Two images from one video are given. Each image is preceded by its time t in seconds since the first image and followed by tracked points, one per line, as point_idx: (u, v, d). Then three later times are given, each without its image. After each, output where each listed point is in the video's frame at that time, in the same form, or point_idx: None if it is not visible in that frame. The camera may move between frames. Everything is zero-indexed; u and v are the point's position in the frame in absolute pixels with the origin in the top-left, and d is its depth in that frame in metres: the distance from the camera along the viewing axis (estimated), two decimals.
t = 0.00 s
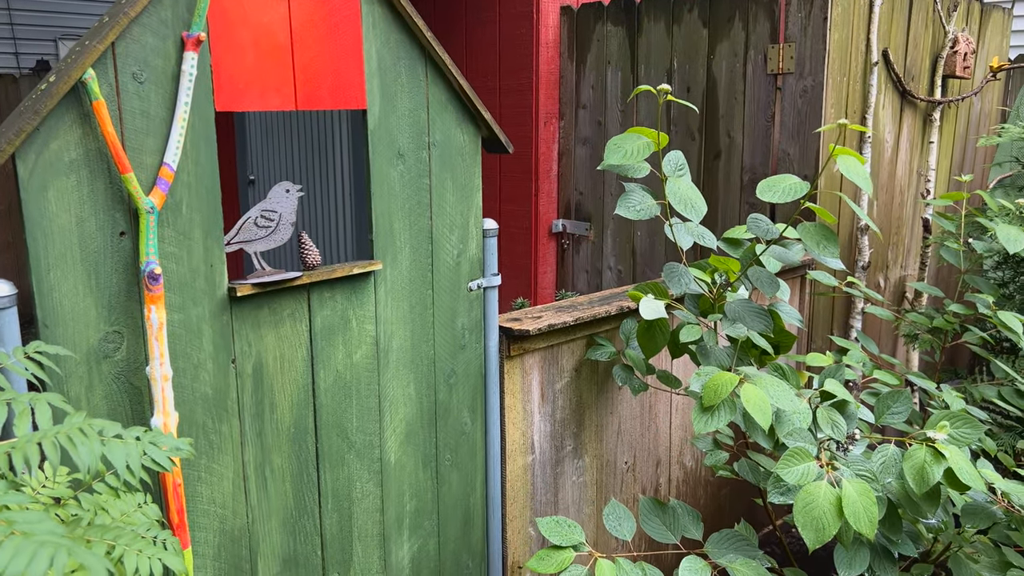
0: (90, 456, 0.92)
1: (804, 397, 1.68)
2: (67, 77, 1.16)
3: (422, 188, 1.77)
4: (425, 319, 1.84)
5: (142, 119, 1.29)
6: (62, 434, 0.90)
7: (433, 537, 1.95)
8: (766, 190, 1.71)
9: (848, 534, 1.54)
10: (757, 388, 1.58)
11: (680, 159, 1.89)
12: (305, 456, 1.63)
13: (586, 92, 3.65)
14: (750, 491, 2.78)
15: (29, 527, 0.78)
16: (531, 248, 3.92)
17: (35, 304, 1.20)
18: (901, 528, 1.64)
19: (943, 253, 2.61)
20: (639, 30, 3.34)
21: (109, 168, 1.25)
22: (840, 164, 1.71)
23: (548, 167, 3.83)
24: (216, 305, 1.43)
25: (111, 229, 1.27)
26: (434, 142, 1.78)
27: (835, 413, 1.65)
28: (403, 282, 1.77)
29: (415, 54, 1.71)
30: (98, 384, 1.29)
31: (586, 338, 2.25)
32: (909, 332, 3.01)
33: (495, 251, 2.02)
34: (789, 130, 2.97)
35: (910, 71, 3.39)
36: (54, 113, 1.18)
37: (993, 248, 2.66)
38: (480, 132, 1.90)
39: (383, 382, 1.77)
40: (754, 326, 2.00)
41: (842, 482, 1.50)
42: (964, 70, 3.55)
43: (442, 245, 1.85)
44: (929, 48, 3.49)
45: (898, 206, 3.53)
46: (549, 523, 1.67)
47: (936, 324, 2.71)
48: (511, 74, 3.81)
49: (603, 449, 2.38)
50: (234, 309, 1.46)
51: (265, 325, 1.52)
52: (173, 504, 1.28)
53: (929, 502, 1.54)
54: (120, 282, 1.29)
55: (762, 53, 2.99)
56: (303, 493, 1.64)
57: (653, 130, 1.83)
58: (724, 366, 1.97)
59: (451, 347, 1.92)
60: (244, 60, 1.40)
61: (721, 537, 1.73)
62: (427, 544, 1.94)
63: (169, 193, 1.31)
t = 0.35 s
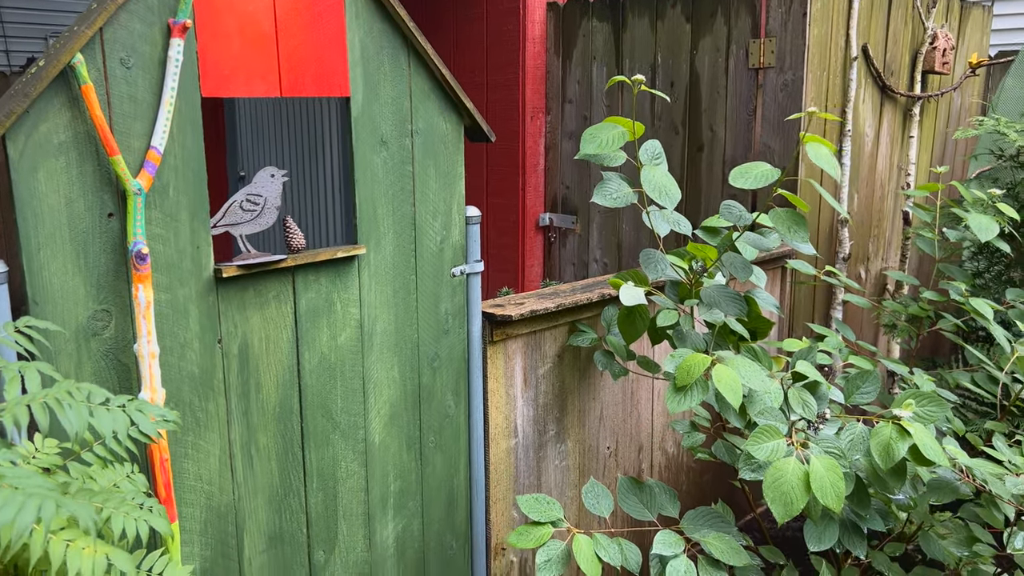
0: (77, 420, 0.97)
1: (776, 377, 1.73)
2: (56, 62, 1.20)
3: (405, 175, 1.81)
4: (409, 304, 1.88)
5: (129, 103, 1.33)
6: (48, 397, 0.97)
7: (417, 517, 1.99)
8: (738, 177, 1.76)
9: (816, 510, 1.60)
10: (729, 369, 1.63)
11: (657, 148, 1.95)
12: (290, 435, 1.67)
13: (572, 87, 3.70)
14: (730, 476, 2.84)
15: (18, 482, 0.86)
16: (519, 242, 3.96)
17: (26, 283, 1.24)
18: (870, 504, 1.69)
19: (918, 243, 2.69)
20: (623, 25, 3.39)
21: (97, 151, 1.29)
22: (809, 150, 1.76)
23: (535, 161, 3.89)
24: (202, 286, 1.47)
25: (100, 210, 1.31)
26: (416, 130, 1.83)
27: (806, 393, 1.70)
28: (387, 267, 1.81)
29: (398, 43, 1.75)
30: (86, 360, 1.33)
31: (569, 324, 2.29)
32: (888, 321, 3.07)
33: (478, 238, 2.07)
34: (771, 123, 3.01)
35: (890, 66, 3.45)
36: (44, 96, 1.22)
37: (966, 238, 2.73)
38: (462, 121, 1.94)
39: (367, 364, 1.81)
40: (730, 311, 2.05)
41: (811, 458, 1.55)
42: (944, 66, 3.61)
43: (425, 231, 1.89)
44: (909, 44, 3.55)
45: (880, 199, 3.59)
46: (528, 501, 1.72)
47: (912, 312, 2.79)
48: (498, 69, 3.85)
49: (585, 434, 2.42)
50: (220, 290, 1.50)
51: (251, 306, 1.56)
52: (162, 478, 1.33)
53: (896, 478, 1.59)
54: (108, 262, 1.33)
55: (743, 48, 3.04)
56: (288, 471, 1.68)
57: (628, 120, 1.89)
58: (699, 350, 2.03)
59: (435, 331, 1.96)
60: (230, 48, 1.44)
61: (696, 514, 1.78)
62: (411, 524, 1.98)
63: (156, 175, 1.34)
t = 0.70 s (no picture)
0: (73, 382, 1.04)
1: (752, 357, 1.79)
2: (53, 45, 1.24)
3: (393, 161, 1.86)
4: (398, 286, 1.93)
5: (124, 87, 1.38)
6: (45, 359, 1.04)
7: (406, 496, 2.04)
8: (715, 163, 1.83)
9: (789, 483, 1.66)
10: (705, 348, 1.68)
11: (638, 136, 2.00)
12: (281, 412, 1.72)
13: (564, 81, 3.77)
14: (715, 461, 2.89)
15: (16, 432, 0.93)
16: (511, 235, 3.99)
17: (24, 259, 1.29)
18: (843, 479, 1.75)
19: (898, 232, 2.77)
20: (613, 20, 3.45)
21: (93, 132, 1.34)
22: (784, 136, 1.83)
23: (527, 155, 3.92)
24: (195, 265, 1.52)
25: (96, 190, 1.36)
26: (405, 117, 1.88)
27: (781, 372, 1.76)
28: (376, 250, 1.86)
29: (387, 32, 1.81)
30: (82, 335, 1.37)
31: (556, 310, 2.35)
32: (873, 311, 3.13)
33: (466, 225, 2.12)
34: (756, 116, 3.06)
35: (875, 61, 3.50)
36: (41, 78, 1.27)
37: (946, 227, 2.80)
38: (450, 109, 1.99)
39: (357, 345, 1.86)
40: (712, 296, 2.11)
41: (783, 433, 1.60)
42: (929, 61, 3.67)
43: (414, 216, 1.94)
44: (894, 39, 3.61)
45: (865, 192, 3.65)
46: (512, 476, 1.77)
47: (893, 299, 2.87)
48: (491, 64, 3.88)
49: (572, 418, 2.48)
50: (212, 270, 1.55)
51: (242, 285, 1.61)
52: (155, 446, 1.38)
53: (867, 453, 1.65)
54: (104, 240, 1.38)
55: (730, 42, 3.09)
56: (279, 447, 1.72)
57: (609, 109, 1.93)
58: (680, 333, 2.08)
59: (423, 314, 2.01)
60: (222, 34, 1.49)
61: (675, 490, 1.83)
62: (400, 503, 2.03)
63: (150, 157, 1.39)
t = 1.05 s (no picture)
0: (89, 360, 1.08)
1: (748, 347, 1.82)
2: (68, 37, 1.28)
3: (397, 154, 1.90)
4: (400, 277, 1.97)
5: (136, 79, 1.41)
6: (64, 337, 1.08)
7: (408, 483, 2.08)
8: (712, 157, 1.87)
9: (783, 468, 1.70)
10: (702, 338, 1.71)
11: (638, 131, 2.04)
12: (286, 399, 1.76)
13: (564, 79, 3.81)
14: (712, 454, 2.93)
15: (36, 405, 0.97)
16: (512, 231, 4.02)
17: (40, 245, 1.33)
18: (835, 466, 1.79)
19: (893, 228, 2.81)
20: (614, 19, 3.50)
21: (106, 122, 1.37)
22: (780, 131, 1.87)
23: (528, 152, 3.95)
24: (204, 253, 1.55)
25: (109, 178, 1.40)
26: (408, 111, 1.91)
27: (776, 362, 1.80)
28: (379, 240, 1.90)
29: (390, 28, 1.84)
30: (95, 319, 1.41)
31: (555, 303, 2.38)
32: (869, 306, 3.18)
33: (467, 217, 2.16)
34: (754, 113, 3.09)
35: (872, 59, 3.54)
36: (57, 69, 1.30)
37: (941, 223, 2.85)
38: (452, 103, 2.03)
39: (360, 334, 1.89)
40: (709, 289, 2.14)
41: (778, 420, 1.64)
42: (926, 60, 3.71)
43: (417, 208, 1.98)
44: (892, 38, 3.65)
45: (862, 190, 3.69)
46: (512, 463, 1.81)
47: (888, 293, 2.91)
48: (493, 63, 3.91)
49: (571, 409, 2.52)
50: (220, 258, 1.58)
51: (249, 273, 1.64)
52: (165, 429, 1.42)
53: (859, 440, 1.69)
54: (115, 228, 1.42)
55: (729, 40, 3.13)
56: (284, 433, 1.76)
57: (610, 103, 1.97)
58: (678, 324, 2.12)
59: (425, 305, 2.05)
60: (231, 28, 1.53)
61: (672, 477, 1.87)
62: (402, 490, 2.07)
63: (161, 147, 1.43)
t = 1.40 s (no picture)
0: (96, 355, 1.09)
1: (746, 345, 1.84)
2: (75, 36, 1.30)
3: (398, 153, 1.92)
4: (401, 275, 1.99)
5: (142, 77, 1.43)
6: (72, 332, 1.10)
7: (407, 479, 2.10)
8: (713, 157, 1.89)
9: (780, 465, 1.72)
10: (701, 335, 1.73)
11: (639, 130, 2.05)
12: (288, 395, 1.77)
13: (564, 79, 3.82)
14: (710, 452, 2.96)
15: (45, 398, 0.99)
16: (511, 230, 4.04)
17: (46, 241, 1.34)
18: (831, 463, 1.81)
19: (890, 228, 2.83)
20: (614, 20, 3.51)
21: (112, 120, 1.39)
22: (780, 132, 1.88)
23: (528, 152, 3.97)
24: (208, 250, 1.57)
25: (114, 175, 1.42)
26: (410, 110, 1.93)
27: (774, 360, 1.82)
28: (381, 238, 1.92)
29: (392, 28, 1.86)
30: (100, 315, 1.43)
31: (555, 301, 2.40)
32: (866, 306, 3.20)
33: (468, 216, 2.18)
34: (753, 114, 3.11)
35: (871, 61, 3.56)
36: (63, 68, 1.32)
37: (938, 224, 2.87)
38: (453, 103, 2.05)
39: (361, 331, 1.91)
40: (708, 288, 2.16)
41: (775, 417, 1.65)
42: (924, 62, 3.73)
43: (418, 207, 2.00)
44: (891, 40, 3.67)
45: (861, 191, 3.71)
46: (512, 459, 1.83)
47: (885, 293, 2.93)
48: (494, 62, 3.93)
49: (570, 407, 2.54)
50: (224, 255, 1.60)
51: (252, 270, 1.66)
52: (169, 424, 1.44)
53: (855, 438, 1.71)
54: (120, 224, 1.44)
55: (728, 41, 3.15)
56: (286, 429, 1.78)
57: (612, 103, 1.98)
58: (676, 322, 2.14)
59: (426, 303, 2.07)
60: (235, 28, 1.55)
61: (669, 474, 1.88)
62: (402, 485, 2.09)
63: (166, 145, 1.45)
